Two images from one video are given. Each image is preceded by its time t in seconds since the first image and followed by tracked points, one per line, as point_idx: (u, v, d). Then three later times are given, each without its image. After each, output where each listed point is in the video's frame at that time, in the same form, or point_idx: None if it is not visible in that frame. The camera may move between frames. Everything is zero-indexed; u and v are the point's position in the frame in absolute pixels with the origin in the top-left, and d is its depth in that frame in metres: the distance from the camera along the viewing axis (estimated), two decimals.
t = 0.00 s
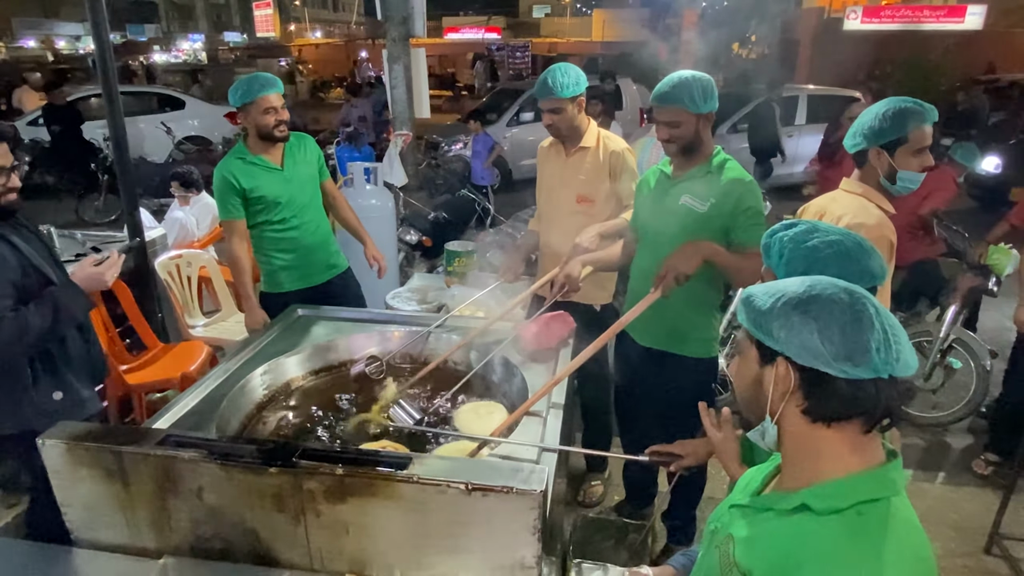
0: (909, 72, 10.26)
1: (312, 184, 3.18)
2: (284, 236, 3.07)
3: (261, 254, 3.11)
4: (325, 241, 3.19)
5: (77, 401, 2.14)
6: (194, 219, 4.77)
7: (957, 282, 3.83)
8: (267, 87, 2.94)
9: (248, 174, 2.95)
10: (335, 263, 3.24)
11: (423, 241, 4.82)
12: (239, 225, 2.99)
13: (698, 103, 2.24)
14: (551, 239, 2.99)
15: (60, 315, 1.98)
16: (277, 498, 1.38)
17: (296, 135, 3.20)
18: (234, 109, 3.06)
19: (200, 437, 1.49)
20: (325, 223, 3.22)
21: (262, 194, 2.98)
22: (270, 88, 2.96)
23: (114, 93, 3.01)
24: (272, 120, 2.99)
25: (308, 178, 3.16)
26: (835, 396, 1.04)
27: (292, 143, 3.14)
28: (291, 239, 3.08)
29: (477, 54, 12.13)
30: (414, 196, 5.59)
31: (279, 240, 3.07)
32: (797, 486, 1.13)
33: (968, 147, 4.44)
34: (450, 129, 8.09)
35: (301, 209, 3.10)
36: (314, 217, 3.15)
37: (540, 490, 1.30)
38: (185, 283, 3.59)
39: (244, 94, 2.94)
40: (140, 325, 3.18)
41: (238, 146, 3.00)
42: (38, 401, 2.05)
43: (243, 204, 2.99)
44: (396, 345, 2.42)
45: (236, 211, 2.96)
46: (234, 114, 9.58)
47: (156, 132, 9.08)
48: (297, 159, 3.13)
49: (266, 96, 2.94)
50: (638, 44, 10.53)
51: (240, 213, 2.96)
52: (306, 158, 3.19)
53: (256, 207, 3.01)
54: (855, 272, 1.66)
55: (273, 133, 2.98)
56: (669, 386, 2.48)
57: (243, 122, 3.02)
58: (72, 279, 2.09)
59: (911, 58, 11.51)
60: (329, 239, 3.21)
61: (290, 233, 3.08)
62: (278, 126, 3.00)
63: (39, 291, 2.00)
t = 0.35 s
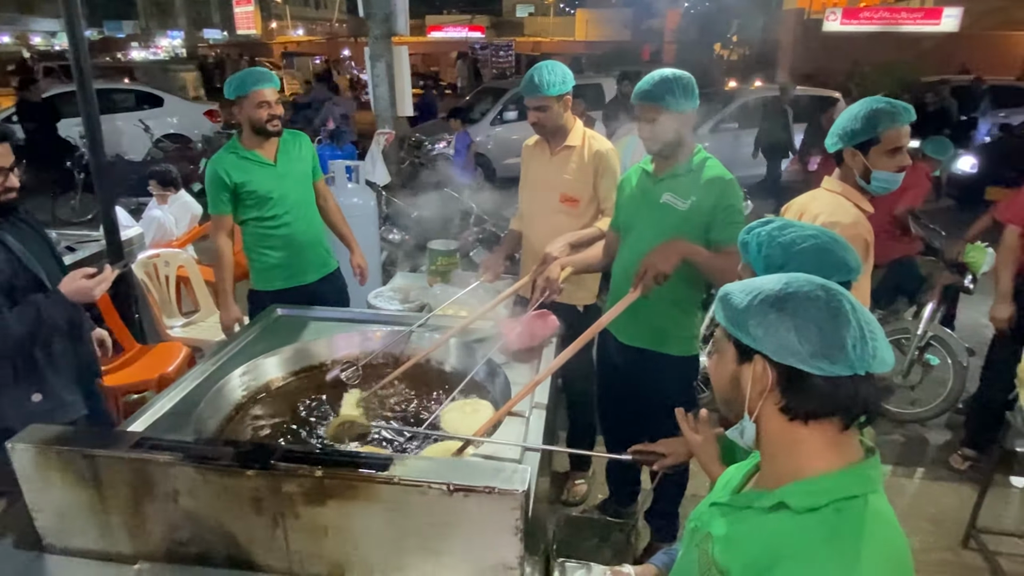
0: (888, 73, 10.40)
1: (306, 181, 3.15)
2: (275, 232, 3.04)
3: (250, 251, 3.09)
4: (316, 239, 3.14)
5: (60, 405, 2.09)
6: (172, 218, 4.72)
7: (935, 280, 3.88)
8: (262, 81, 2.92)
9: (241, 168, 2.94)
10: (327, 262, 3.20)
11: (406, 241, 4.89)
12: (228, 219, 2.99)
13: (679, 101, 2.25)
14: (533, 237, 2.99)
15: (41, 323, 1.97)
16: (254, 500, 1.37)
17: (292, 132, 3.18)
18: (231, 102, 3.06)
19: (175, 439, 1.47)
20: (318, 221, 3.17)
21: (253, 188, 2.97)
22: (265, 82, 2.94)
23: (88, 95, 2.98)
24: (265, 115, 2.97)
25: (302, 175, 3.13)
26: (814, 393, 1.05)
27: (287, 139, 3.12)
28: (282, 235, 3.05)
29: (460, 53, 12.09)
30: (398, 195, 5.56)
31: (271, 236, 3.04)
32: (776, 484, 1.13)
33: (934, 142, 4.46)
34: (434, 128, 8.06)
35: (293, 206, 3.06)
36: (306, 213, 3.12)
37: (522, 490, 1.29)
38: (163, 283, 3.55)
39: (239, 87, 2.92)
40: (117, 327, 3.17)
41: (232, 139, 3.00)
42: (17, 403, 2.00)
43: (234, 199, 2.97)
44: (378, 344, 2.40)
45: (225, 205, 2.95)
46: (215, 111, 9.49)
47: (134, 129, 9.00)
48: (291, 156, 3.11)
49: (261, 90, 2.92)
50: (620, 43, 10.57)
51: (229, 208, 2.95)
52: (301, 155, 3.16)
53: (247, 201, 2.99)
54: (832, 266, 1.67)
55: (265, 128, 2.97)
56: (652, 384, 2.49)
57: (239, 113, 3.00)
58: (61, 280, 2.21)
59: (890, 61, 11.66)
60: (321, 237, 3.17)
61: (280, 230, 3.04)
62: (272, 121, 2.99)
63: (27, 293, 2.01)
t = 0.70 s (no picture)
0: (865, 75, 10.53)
1: (304, 178, 3.15)
2: (270, 225, 3.01)
3: (243, 245, 3.06)
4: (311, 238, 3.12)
5: (35, 388, 2.13)
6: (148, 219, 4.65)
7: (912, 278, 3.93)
8: (271, 76, 2.89)
9: (243, 158, 2.93)
10: (318, 260, 3.18)
11: (388, 240, 4.93)
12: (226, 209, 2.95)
13: (660, 101, 2.25)
14: (515, 237, 2.98)
15: None
16: (231, 506, 1.35)
17: (295, 129, 3.19)
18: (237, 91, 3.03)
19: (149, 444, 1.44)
20: (313, 219, 3.16)
21: (253, 179, 2.95)
22: (274, 78, 2.91)
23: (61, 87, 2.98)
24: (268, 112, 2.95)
25: (302, 171, 3.13)
26: (794, 393, 1.05)
27: (290, 135, 3.12)
28: (277, 229, 3.02)
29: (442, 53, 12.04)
30: (379, 194, 5.53)
31: (266, 230, 3.01)
32: (757, 486, 1.13)
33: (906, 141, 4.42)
34: (415, 127, 8.03)
35: (291, 201, 3.05)
36: (303, 210, 3.11)
37: (502, 492, 1.29)
38: (139, 284, 3.50)
39: (246, 80, 2.89)
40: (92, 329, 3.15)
41: (235, 130, 2.98)
42: None
43: (232, 189, 2.95)
44: (358, 345, 2.36)
45: (223, 194, 2.92)
46: (193, 110, 9.38)
47: (110, 128, 8.88)
48: (292, 152, 3.10)
49: (267, 85, 2.89)
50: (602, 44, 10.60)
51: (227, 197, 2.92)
52: (302, 153, 3.16)
53: (244, 192, 2.97)
54: (806, 264, 1.68)
55: (268, 125, 2.95)
56: (634, 383, 2.50)
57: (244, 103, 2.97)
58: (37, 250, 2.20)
59: (868, 62, 11.80)
60: (315, 235, 3.16)
61: (276, 225, 3.02)
62: (276, 117, 2.97)
63: None
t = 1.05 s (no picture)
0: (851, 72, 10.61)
1: (304, 173, 3.23)
2: (271, 218, 3.09)
3: (245, 238, 3.11)
4: (311, 230, 3.23)
5: (11, 377, 2.15)
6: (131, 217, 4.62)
7: (898, 274, 3.96)
8: (273, 72, 2.96)
9: (245, 152, 2.99)
10: (316, 254, 3.29)
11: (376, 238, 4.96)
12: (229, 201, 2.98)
13: (650, 99, 2.25)
14: (503, 236, 2.98)
15: None
16: (217, 507, 1.34)
17: (294, 126, 3.27)
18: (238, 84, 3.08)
19: (133, 445, 1.43)
20: (312, 213, 3.25)
21: (254, 173, 3.02)
22: (277, 73, 2.97)
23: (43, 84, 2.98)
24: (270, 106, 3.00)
25: (301, 166, 3.21)
26: (783, 390, 1.06)
27: (290, 131, 3.20)
28: (278, 222, 3.11)
29: (430, 51, 12.01)
30: (367, 192, 5.51)
31: (268, 223, 3.09)
32: (746, 485, 1.14)
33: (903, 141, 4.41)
34: (404, 125, 8.01)
35: (292, 195, 3.14)
36: (303, 204, 3.20)
37: (491, 490, 1.28)
38: (124, 284, 3.46)
39: (250, 75, 2.95)
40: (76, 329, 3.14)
41: (237, 124, 3.05)
42: None
43: (234, 182, 3.01)
44: (345, 344, 2.35)
45: (225, 187, 2.96)
46: (178, 108, 9.30)
47: (93, 126, 8.79)
48: (292, 148, 3.18)
49: (270, 80, 2.95)
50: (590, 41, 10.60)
51: (230, 190, 2.98)
52: (301, 148, 3.25)
53: (246, 185, 3.03)
54: (800, 257, 1.72)
55: (270, 118, 3.01)
56: (624, 381, 2.50)
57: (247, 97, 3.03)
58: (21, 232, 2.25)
59: (854, 60, 11.88)
60: (314, 229, 3.25)
61: (278, 218, 3.10)
62: (277, 111, 3.03)
63: None
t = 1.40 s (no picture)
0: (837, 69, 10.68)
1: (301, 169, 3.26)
2: (269, 213, 3.12)
3: (247, 234, 3.13)
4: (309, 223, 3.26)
5: None
6: (115, 215, 4.58)
7: (885, 269, 3.99)
8: (278, 70, 3.00)
9: (241, 147, 3.01)
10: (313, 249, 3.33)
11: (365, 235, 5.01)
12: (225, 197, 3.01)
13: (642, 95, 2.25)
14: (492, 231, 2.97)
15: None
16: (205, 507, 1.32)
17: (290, 121, 3.29)
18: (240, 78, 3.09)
19: (119, 444, 1.41)
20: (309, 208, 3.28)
21: (251, 168, 3.04)
22: (281, 71, 3.01)
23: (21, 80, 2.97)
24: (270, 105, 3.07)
25: (298, 162, 3.24)
26: (776, 383, 1.06)
27: (286, 127, 3.23)
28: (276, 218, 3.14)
29: (417, 47, 11.97)
30: (355, 189, 5.49)
31: (265, 218, 3.12)
32: (739, 479, 1.14)
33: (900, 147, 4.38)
34: (391, 122, 7.99)
35: (289, 190, 3.16)
36: (300, 199, 3.23)
37: (483, 487, 1.28)
38: (109, 282, 3.43)
39: (255, 71, 2.98)
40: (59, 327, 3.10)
41: (233, 119, 3.06)
42: None
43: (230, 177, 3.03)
44: (335, 342, 2.33)
45: (221, 181, 2.99)
46: (163, 105, 9.23)
47: (77, 122, 8.69)
48: (288, 143, 3.21)
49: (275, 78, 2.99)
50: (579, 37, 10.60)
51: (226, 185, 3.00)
52: (298, 143, 3.27)
53: (243, 181, 3.05)
54: (783, 250, 1.72)
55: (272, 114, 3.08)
56: (614, 376, 2.51)
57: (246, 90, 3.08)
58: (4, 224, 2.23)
59: (840, 57, 11.96)
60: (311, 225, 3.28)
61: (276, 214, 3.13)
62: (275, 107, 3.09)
63: None
